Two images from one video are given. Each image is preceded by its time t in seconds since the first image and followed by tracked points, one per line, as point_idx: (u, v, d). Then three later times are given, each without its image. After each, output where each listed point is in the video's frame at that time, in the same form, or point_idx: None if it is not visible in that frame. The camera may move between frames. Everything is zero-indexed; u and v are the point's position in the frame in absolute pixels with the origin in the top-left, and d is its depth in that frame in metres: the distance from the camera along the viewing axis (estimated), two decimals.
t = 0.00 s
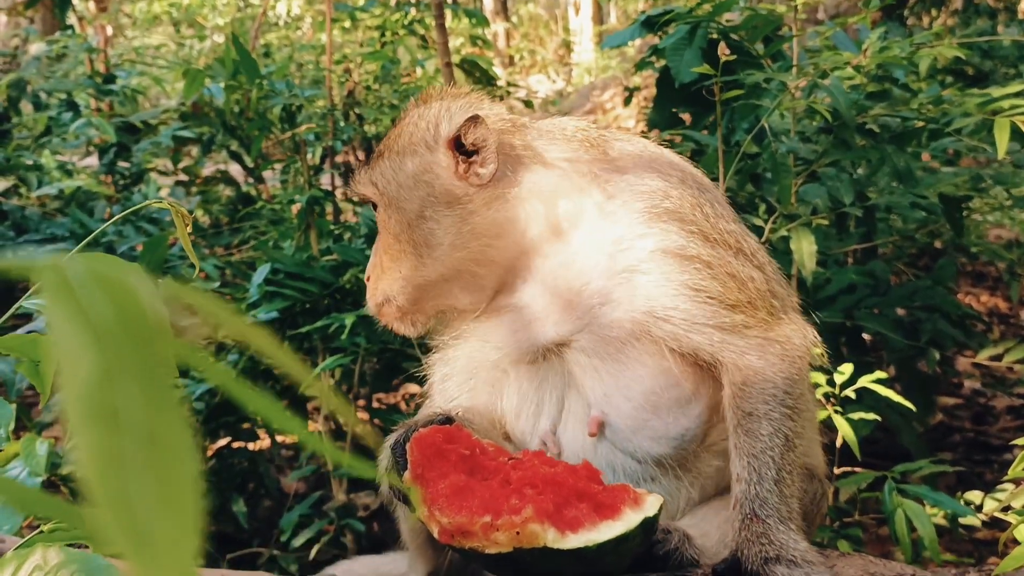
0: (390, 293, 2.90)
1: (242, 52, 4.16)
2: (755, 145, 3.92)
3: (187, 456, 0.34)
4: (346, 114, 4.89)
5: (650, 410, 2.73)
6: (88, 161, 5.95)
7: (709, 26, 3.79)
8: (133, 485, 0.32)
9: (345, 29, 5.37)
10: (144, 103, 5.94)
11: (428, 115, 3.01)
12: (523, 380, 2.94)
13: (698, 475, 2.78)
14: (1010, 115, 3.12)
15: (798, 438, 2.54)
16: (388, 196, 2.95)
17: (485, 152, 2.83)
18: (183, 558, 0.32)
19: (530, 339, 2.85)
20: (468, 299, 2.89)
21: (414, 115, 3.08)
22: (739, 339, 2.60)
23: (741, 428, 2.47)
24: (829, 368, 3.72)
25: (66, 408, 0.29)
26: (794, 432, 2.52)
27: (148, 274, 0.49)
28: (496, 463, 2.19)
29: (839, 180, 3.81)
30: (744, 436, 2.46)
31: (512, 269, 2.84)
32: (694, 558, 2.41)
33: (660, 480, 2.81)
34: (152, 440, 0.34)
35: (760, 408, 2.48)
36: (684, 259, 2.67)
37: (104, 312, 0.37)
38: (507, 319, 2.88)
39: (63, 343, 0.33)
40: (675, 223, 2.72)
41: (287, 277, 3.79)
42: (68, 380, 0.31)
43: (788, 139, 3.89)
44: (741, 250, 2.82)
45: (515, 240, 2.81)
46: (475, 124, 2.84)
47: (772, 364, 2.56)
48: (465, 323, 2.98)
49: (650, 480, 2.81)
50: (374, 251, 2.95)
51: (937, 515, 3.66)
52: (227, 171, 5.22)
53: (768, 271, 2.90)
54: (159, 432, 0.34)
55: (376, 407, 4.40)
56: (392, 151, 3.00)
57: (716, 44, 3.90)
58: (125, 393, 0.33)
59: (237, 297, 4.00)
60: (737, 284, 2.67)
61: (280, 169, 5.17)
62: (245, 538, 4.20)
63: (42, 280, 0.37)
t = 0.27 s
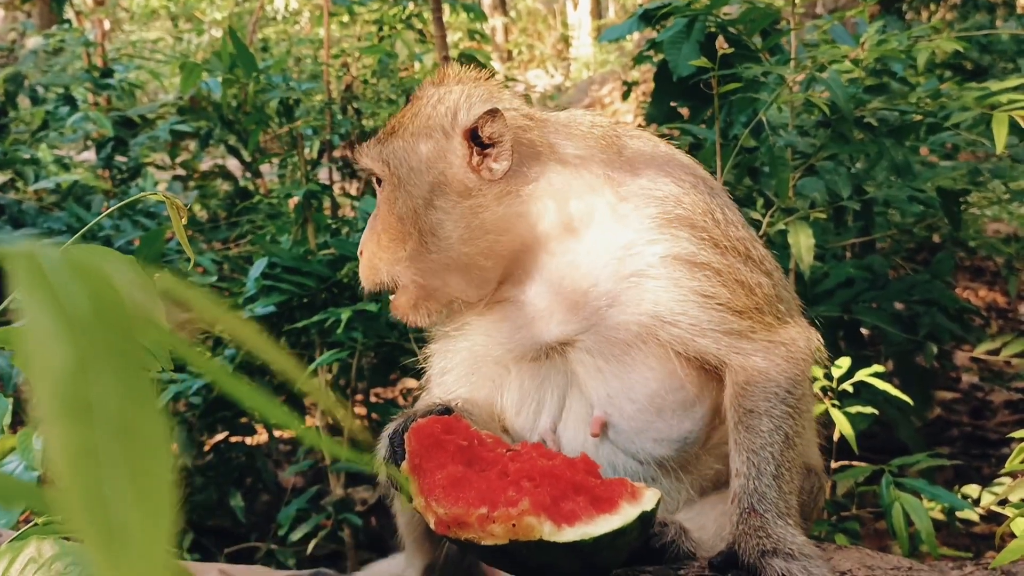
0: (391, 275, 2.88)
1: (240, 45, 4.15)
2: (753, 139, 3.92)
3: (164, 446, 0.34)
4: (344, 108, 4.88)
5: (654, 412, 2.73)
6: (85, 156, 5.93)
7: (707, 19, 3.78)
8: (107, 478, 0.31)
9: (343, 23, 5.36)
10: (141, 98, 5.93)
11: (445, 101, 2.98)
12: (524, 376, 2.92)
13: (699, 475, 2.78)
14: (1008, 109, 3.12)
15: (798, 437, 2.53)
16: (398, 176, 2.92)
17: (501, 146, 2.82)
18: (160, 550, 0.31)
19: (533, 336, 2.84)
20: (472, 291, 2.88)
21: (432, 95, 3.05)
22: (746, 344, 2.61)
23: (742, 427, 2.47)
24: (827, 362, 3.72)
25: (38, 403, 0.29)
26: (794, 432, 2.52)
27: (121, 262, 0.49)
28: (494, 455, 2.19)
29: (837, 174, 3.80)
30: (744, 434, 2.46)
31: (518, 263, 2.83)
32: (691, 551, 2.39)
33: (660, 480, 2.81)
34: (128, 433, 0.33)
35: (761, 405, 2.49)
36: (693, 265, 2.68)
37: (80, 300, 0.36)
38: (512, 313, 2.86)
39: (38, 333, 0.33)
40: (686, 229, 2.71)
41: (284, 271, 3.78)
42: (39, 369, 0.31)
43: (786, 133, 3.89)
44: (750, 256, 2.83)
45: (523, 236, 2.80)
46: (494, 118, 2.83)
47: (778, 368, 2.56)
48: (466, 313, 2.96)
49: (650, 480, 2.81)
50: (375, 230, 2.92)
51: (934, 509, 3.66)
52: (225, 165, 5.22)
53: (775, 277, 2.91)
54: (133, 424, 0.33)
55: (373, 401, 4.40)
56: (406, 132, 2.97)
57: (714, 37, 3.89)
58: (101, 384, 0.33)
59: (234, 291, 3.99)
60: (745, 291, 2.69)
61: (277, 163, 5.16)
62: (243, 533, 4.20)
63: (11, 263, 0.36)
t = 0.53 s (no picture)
0: (390, 253, 2.87)
1: (240, 43, 4.15)
2: (753, 137, 3.92)
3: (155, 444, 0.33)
4: (344, 105, 4.89)
5: (657, 412, 2.72)
6: (85, 154, 5.93)
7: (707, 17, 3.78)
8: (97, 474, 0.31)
9: (343, 21, 5.36)
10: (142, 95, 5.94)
11: (464, 87, 2.98)
12: (528, 371, 2.88)
13: (698, 475, 2.79)
14: (1008, 107, 3.12)
15: (800, 439, 2.53)
16: (413, 155, 2.92)
17: (518, 137, 2.83)
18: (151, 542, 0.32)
19: (537, 332, 2.82)
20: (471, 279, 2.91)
21: (455, 77, 3.04)
22: (751, 347, 2.60)
23: (744, 427, 2.47)
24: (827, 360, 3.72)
25: (28, 401, 0.28)
26: (796, 433, 2.51)
27: (114, 262, 0.48)
28: (497, 450, 2.20)
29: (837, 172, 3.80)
30: (747, 433, 2.46)
31: (520, 256, 2.86)
32: (690, 549, 2.40)
33: (660, 480, 2.81)
34: (117, 429, 0.32)
35: (764, 405, 2.48)
36: (701, 268, 2.68)
37: (67, 297, 0.35)
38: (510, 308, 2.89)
39: (27, 327, 0.31)
40: (695, 233, 2.72)
41: (284, 269, 3.78)
42: (27, 366, 0.29)
43: (786, 131, 3.89)
44: (756, 261, 2.85)
45: (529, 230, 2.82)
46: (515, 108, 2.84)
47: (782, 371, 2.56)
48: (461, 299, 2.99)
49: (649, 480, 2.80)
50: (382, 205, 2.91)
51: (934, 507, 3.65)
52: (225, 163, 5.22)
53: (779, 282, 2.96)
54: (123, 425, 0.32)
55: (373, 399, 4.40)
56: (425, 111, 2.97)
57: (714, 35, 3.89)
58: (92, 379, 0.32)
59: (234, 289, 3.99)
60: (751, 296, 2.69)
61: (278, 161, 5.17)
62: (243, 530, 4.20)
63: (5, 264, 0.35)
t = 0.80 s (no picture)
0: (400, 238, 2.83)
1: (240, 42, 4.15)
2: (754, 136, 3.92)
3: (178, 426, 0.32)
4: (345, 105, 4.89)
5: (663, 412, 2.72)
6: (86, 153, 5.93)
7: (709, 16, 3.78)
8: (120, 454, 0.30)
9: (344, 20, 5.36)
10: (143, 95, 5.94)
11: (486, 76, 2.96)
12: (533, 369, 2.87)
13: (702, 476, 2.79)
14: (1010, 105, 3.11)
15: (805, 440, 2.54)
16: (433, 140, 2.89)
17: (539, 131, 2.82)
18: (170, 533, 0.31)
19: (544, 330, 2.80)
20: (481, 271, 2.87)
21: (478, 66, 3.03)
22: (757, 349, 2.64)
23: (750, 426, 2.47)
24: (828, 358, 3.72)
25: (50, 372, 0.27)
26: (801, 433, 2.52)
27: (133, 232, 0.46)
28: (503, 446, 2.19)
29: (838, 170, 3.80)
30: (753, 432, 2.46)
31: (530, 252, 2.85)
32: (694, 547, 2.40)
33: (664, 480, 2.80)
34: (140, 409, 0.31)
35: (770, 404, 2.50)
36: (710, 273, 2.71)
37: (89, 275, 0.33)
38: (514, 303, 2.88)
39: (48, 299, 0.30)
40: (707, 238, 2.75)
41: (286, 268, 3.78)
42: (53, 347, 0.28)
43: (788, 129, 3.89)
44: (766, 269, 2.89)
45: (541, 226, 2.81)
46: (537, 101, 2.82)
47: (790, 374, 2.58)
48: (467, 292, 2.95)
49: (653, 479, 2.80)
50: (397, 187, 2.87)
51: (935, 506, 3.65)
52: (226, 162, 5.22)
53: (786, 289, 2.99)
54: (148, 400, 0.31)
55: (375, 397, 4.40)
56: (447, 98, 2.95)
57: (715, 34, 3.89)
58: (113, 356, 0.31)
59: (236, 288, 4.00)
60: (760, 301, 2.73)
61: (279, 160, 5.17)
62: (245, 529, 4.20)
63: (24, 246, 0.33)
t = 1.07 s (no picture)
0: (407, 234, 2.82)
1: (242, 40, 4.15)
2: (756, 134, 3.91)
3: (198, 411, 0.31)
4: (347, 103, 4.88)
5: (667, 411, 2.72)
6: (87, 151, 5.92)
7: (711, 14, 3.77)
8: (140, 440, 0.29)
9: (345, 18, 5.35)
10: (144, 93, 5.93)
11: (495, 72, 2.96)
12: (535, 367, 2.87)
13: (706, 475, 2.77)
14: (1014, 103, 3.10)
15: (809, 439, 2.53)
16: (442, 135, 2.88)
17: (547, 127, 2.82)
18: (188, 522, 0.30)
19: (548, 329, 2.80)
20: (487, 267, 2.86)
21: (487, 62, 3.03)
22: (763, 348, 2.63)
23: (754, 424, 2.47)
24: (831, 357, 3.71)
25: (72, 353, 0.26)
26: (804, 432, 2.52)
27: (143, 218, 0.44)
28: (506, 445, 2.19)
29: (841, 168, 3.79)
30: (756, 430, 2.46)
31: (536, 249, 2.83)
32: (697, 545, 2.39)
33: (667, 479, 2.79)
34: (161, 392, 0.30)
35: (775, 403, 2.49)
36: (716, 274, 2.71)
37: (105, 256, 0.32)
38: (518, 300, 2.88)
39: (67, 281, 0.29)
40: (713, 239, 2.75)
41: (287, 265, 3.78)
42: (74, 328, 0.27)
43: (790, 128, 3.88)
44: (772, 269, 2.88)
45: (547, 223, 2.80)
46: (544, 95, 2.83)
47: (796, 373, 2.58)
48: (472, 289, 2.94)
49: (656, 479, 2.79)
50: (405, 184, 2.87)
51: (938, 504, 3.65)
52: (228, 160, 5.21)
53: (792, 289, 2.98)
54: (168, 385, 0.30)
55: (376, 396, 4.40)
56: (455, 94, 2.94)
57: (717, 32, 3.88)
58: (134, 339, 0.30)
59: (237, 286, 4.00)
60: (766, 301, 2.73)
61: (280, 158, 5.16)
62: (246, 527, 4.19)
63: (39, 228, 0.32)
